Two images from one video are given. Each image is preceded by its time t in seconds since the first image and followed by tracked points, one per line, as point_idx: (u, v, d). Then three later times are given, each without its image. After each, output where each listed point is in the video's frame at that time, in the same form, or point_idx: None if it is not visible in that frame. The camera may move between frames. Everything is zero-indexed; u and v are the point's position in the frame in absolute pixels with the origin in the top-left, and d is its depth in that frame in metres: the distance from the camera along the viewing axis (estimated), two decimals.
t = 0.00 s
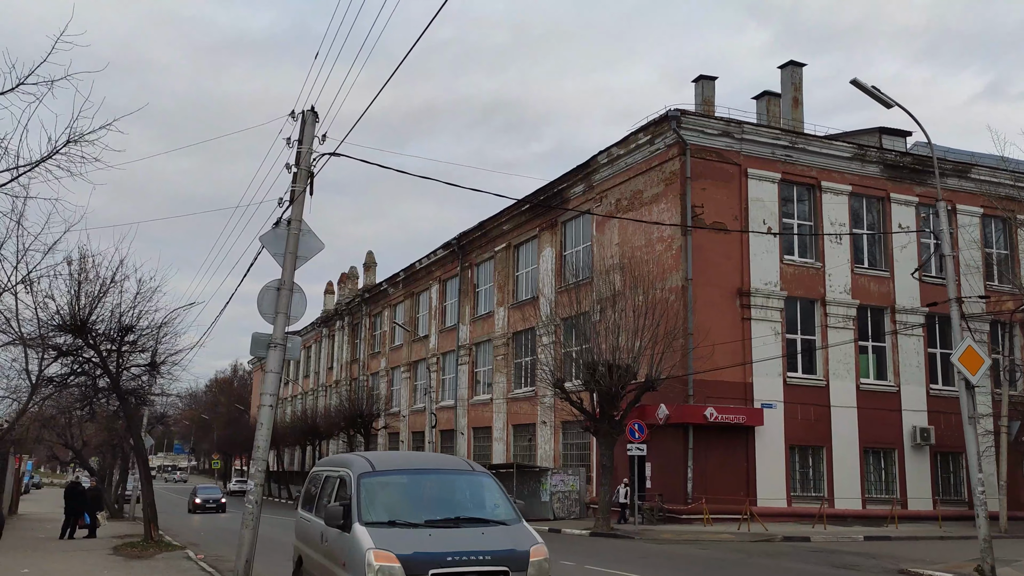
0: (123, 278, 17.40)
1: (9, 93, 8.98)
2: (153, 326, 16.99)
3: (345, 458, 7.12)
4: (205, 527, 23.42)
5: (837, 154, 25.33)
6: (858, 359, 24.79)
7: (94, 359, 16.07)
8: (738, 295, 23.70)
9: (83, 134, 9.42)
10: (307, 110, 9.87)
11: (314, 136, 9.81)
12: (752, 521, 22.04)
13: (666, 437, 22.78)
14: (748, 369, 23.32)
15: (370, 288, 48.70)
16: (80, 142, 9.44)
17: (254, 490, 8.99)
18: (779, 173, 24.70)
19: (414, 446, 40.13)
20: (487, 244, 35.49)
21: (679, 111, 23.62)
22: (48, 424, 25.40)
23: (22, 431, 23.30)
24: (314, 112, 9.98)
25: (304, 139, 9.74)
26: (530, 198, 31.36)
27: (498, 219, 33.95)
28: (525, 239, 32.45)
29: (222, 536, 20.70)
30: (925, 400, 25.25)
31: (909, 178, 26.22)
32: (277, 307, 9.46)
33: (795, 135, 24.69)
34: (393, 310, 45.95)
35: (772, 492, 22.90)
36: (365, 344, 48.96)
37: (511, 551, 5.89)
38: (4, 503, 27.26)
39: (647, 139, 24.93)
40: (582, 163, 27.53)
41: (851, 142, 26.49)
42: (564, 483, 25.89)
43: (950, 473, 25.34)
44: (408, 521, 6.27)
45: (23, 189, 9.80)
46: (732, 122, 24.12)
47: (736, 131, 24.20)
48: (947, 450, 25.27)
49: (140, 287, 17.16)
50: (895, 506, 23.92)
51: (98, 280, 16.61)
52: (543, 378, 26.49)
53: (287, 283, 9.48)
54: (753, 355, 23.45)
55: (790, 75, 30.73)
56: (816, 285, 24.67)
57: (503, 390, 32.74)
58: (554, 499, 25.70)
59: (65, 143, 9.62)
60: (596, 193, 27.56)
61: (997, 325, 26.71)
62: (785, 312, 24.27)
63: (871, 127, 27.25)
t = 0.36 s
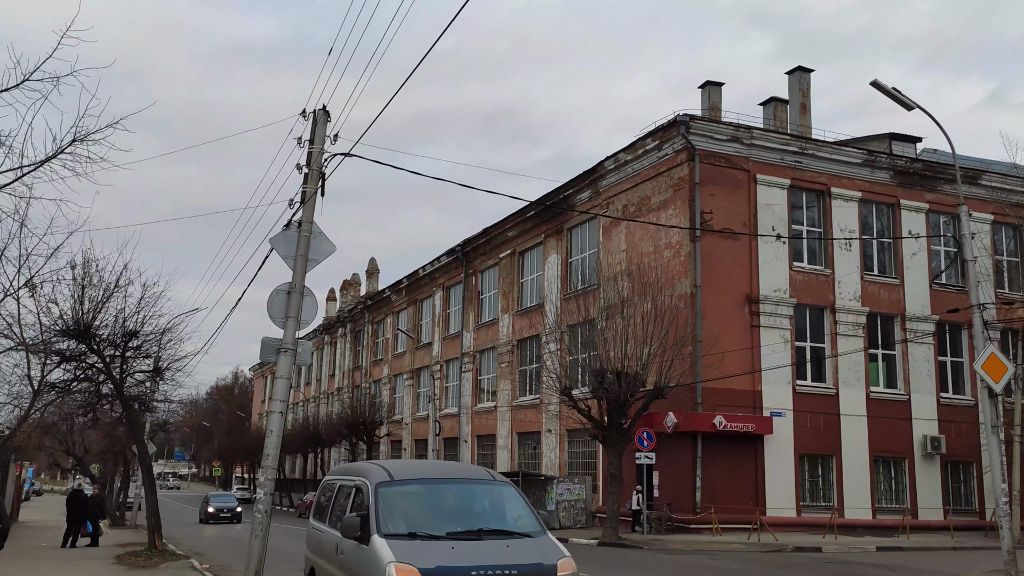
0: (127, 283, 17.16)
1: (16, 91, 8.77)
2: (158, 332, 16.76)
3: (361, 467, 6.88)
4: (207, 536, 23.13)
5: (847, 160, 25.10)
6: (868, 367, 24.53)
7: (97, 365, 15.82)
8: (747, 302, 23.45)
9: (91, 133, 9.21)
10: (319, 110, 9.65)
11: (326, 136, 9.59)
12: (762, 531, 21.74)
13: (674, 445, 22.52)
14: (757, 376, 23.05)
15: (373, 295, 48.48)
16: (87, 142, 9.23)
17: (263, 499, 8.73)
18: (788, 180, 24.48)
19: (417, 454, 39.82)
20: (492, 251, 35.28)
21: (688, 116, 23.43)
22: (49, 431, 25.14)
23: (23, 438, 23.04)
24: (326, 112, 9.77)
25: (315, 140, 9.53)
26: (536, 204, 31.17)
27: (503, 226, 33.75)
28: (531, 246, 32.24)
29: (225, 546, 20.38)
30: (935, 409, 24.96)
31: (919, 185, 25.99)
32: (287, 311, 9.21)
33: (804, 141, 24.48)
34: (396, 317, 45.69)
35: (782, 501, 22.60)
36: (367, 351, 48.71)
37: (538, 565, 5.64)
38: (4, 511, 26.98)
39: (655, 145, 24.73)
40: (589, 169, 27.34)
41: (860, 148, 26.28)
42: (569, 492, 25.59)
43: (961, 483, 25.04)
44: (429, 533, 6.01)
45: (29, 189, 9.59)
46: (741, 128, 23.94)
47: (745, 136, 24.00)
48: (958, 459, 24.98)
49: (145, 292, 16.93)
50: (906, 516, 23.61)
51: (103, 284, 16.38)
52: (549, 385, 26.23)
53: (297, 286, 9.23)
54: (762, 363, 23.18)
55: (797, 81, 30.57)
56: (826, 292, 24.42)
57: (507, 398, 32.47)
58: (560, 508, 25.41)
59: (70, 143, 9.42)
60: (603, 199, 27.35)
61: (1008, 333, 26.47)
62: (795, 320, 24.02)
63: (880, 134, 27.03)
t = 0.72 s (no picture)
0: (129, 283, 16.89)
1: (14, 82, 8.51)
2: (159, 333, 16.47)
3: (373, 470, 6.59)
4: (207, 541, 22.81)
5: (856, 162, 24.82)
6: (877, 371, 24.24)
7: (97, 367, 15.53)
8: (756, 304, 23.17)
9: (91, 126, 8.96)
10: (327, 103, 9.38)
11: (334, 130, 9.32)
12: (771, 537, 21.43)
13: (682, 449, 22.23)
14: (766, 380, 22.76)
15: (375, 298, 48.20)
16: (88, 135, 8.96)
17: (269, 504, 8.45)
18: (797, 181, 24.21)
19: (420, 458, 39.51)
20: (495, 253, 35.02)
21: (696, 116, 23.17)
22: (47, 434, 24.86)
23: (22, 441, 22.75)
24: (334, 105, 9.50)
25: (323, 134, 9.26)
26: (541, 206, 30.92)
27: (507, 228, 33.50)
28: (535, 248, 32.00)
29: (228, 552, 20.08)
30: (946, 413, 24.67)
31: (928, 187, 25.71)
32: (294, 310, 8.93)
33: (812, 142, 24.20)
34: (398, 321, 45.42)
35: (791, 507, 22.30)
36: (369, 354, 48.42)
37: (561, 575, 5.34)
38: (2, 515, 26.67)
39: (661, 146, 24.47)
40: (594, 171, 27.10)
41: (869, 149, 26.01)
42: (575, 497, 25.24)
43: (971, 488, 24.73)
44: (446, 539, 5.73)
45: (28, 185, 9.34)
46: (749, 129, 23.67)
47: (753, 137, 23.74)
48: (969, 465, 24.67)
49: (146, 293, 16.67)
50: (917, 522, 23.31)
51: (103, 285, 16.11)
52: (555, 389, 25.95)
53: (305, 283, 8.96)
54: (771, 366, 22.89)
55: (804, 83, 30.34)
56: (834, 294, 24.14)
57: (511, 402, 32.18)
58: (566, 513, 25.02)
59: (70, 136, 9.15)
60: (608, 200, 27.10)
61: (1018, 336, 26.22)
62: (803, 323, 23.75)
63: (889, 135, 26.76)
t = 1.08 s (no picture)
0: (134, 282, 16.62)
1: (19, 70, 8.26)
2: (164, 333, 16.18)
3: (389, 472, 6.31)
4: (212, 545, 22.52)
5: (868, 163, 24.53)
6: (890, 375, 23.94)
7: (101, 367, 15.24)
8: (767, 307, 22.88)
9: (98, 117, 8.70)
10: (340, 94, 9.12)
11: (347, 122, 9.05)
12: (784, 543, 21.10)
13: (693, 453, 21.93)
14: (778, 384, 22.45)
15: (379, 301, 47.91)
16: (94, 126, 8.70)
17: (279, 506, 8.17)
18: (809, 182, 23.91)
19: (424, 462, 39.19)
20: (502, 256, 34.72)
21: (707, 117, 22.91)
22: (50, 437, 24.60)
23: (25, 443, 22.49)
24: (347, 96, 9.24)
25: (336, 126, 8.99)
26: (548, 207, 30.66)
27: (514, 230, 33.22)
28: (542, 251, 31.72)
29: (235, 556, 19.81)
30: (959, 419, 24.35)
31: (942, 189, 25.42)
32: (305, 306, 8.66)
33: (825, 143, 23.92)
34: (403, 323, 45.12)
35: (803, 513, 21.97)
36: (373, 357, 48.11)
37: None
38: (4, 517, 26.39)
39: (672, 146, 24.19)
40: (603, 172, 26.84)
41: (881, 151, 25.72)
42: (583, 501, 25.12)
43: (986, 494, 24.37)
44: (470, 544, 5.44)
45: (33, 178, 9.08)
46: (761, 129, 23.40)
47: (765, 138, 23.47)
48: (983, 471, 24.33)
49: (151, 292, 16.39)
50: (931, 529, 22.97)
51: (108, 283, 15.83)
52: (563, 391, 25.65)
53: (316, 279, 8.68)
54: (783, 370, 22.59)
55: (815, 84, 30.07)
56: (847, 297, 23.84)
57: (518, 405, 31.86)
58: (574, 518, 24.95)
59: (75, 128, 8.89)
60: (617, 202, 26.84)
61: None
62: (816, 326, 23.44)
63: (902, 137, 26.46)
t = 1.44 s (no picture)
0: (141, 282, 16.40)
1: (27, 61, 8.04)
2: (172, 334, 15.95)
3: (409, 480, 6.03)
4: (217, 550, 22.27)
5: (883, 168, 24.24)
6: (905, 383, 23.62)
7: (108, 368, 15.02)
8: (780, 312, 22.57)
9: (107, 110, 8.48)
10: (355, 88, 8.89)
11: (362, 116, 8.82)
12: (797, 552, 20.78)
13: (704, 460, 21.63)
14: (791, 391, 22.14)
15: (385, 305, 47.65)
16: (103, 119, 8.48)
17: (289, 512, 7.90)
18: (823, 187, 23.62)
19: (430, 467, 38.88)
20: (510, 260, 34.46)
21: (720, 119, 22.64)
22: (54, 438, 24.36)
23: (29, 445, 22.26)
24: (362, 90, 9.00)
25: (351, 120, 8.76)
26: (557, 211, 30.40)
27: (522, 234, 32.97)
28: (550, 255, 31.47)
29: (240, 562, 19.53)
30: (975, 427, 24.01)
31: (957, 195, 25.13)
32: (318, 306, 8.40)
33: (839, 147, 23.64)
34: (409, 327, 44.85)
35: (816, 522, 21.64)
36: (379, 361, 47.84)
37: None
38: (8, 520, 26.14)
39: (684, 150, 23.93)
40: (613, 175, 26.59)
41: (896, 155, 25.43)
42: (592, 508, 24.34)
43: (1001, 504, 24.01)
44: (497, 556, 5.17)
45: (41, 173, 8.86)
46: (775, 133, 23.13)
47: (778, 142, 23.19)
48: (998, 480, 23.97)
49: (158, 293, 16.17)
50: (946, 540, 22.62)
51: (115, 283, 15.61)
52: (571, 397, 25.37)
53: (330, 278, 8.44)
54: (796, 377, 22.28)
55: (827, 88, 29.81)
56: (861, 303, 23.53)
57: (525, 410, 31.56)
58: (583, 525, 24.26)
59: (82, 121, 8.67)
60: (627, 206, 26.58)
61: None
62: (829, 332, 23.14)
63: (916, 142, 26.17)
